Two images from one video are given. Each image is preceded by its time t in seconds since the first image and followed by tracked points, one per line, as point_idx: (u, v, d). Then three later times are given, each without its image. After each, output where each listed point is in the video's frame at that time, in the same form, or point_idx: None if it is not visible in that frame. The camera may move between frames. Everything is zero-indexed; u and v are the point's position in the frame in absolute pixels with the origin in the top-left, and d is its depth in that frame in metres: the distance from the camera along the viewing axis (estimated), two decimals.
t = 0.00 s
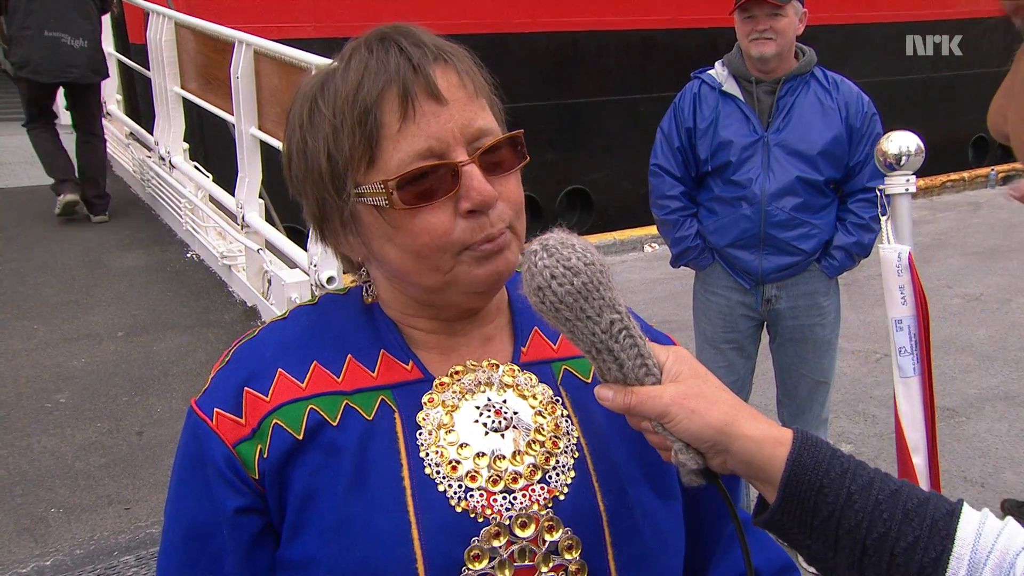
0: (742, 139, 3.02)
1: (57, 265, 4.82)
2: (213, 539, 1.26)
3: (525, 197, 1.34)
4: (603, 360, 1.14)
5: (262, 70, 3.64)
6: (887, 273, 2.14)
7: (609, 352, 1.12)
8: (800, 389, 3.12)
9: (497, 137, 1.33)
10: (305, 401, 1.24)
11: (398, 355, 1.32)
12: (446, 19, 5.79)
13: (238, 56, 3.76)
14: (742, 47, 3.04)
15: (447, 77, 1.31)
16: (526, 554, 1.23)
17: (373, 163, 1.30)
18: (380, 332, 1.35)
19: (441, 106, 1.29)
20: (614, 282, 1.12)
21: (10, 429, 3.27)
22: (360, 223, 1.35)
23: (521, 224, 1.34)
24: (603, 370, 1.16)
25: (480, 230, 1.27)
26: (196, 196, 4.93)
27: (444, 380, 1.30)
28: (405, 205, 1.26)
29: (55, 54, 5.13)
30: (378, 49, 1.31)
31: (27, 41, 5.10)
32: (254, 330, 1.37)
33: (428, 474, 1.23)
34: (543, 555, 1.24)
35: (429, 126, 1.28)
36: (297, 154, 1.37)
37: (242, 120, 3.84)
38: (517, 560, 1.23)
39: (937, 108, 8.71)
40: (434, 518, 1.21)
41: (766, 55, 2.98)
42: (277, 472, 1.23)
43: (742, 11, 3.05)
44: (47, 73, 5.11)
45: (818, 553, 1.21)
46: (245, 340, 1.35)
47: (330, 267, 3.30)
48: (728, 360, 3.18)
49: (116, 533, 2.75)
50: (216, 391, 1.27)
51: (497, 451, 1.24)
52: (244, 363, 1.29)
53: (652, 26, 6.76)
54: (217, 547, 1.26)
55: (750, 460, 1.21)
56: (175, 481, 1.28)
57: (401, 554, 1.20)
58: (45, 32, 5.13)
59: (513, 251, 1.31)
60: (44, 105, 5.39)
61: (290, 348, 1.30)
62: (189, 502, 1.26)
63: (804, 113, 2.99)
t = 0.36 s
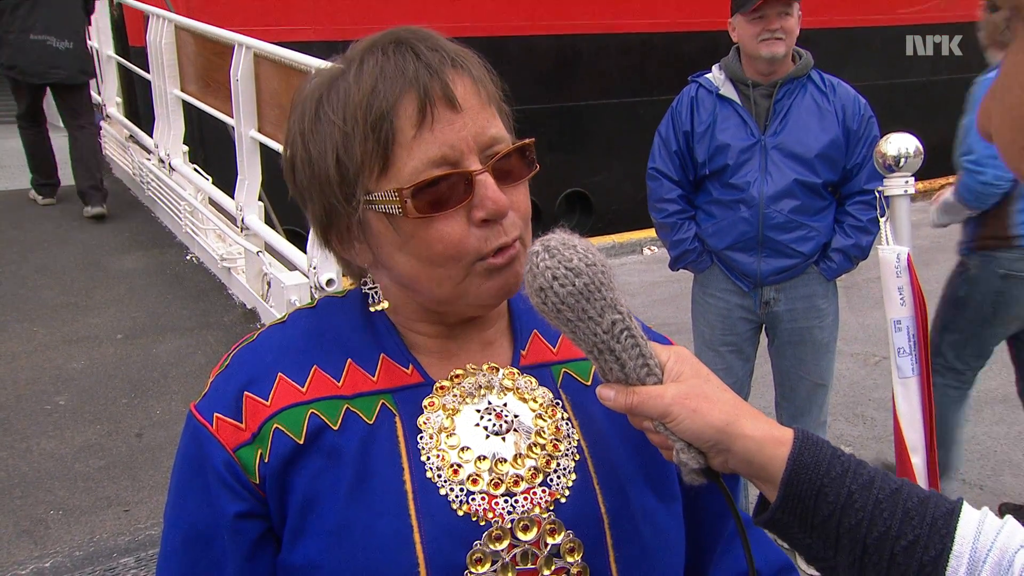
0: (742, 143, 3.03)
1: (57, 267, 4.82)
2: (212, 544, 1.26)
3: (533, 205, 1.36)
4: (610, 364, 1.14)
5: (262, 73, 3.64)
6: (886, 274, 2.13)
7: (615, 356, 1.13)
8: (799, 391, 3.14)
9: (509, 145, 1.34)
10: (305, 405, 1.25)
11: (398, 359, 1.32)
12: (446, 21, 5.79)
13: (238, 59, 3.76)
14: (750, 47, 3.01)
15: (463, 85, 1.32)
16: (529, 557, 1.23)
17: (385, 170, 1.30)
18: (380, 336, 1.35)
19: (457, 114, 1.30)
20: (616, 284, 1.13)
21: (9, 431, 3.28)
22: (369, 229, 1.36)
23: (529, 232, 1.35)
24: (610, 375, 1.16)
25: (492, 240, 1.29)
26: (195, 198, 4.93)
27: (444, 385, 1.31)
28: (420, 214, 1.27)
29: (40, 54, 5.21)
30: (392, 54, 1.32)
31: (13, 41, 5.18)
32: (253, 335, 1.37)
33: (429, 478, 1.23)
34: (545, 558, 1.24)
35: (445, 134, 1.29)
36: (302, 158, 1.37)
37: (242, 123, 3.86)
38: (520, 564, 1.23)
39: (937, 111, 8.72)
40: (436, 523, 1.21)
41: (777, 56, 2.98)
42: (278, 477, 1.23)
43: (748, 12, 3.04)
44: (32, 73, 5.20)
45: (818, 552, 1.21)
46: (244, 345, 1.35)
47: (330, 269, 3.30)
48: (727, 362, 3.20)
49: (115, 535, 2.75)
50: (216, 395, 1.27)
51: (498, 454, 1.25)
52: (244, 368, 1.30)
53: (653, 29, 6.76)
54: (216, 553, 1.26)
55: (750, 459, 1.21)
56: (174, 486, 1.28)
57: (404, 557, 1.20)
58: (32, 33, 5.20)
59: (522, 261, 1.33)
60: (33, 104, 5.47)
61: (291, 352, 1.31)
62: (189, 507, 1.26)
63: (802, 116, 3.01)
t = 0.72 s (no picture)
0: (735, 138, 3.03)
1: (50, 262, 4.81)
2: (205, 542, 1.27)
3: (523, 197, 1.37)
4: (599, 358, 1.15)
5: (256, 68, 3.63)
6: (883, 268, 2.14)
7: (605, 348, 1.14)
8: (792, 385, 3.16)
9: (499, 136, 1.35)
10: (297, 403, 1.25)
11: (390, 355, 1.32)
12: (441, 16, 5.76)
13: (232, 54, 3.75)
14: (756, 41, 3.00)
15: (453, 75, 1.32)
16: (521, 554, 1.24)
17: (375, 160, 1.31)
18: (372, 332, 1.36)
19: (447, 103, 1.30)
20: (608, 279, 1.13)
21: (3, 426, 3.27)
22: (358, 220, 1.36)
23: (518, 224, 1.36)
24: (598, 368, 1.17)
25: (482, 231, 1.29)
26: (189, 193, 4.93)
27: (436, 381, 1.31)
28: (410, 204, 1.28)
29: (22, 38, 5.57)
30: (382, 44, 1.32)
31: None
32: (245, 330, 1.38)
33: (422, 476, 1.23)
34: (537, 555, 1.25)
35: (435, 123, 1.29)
36: (289, 148, 1.37)
37: (237, 118, 3.86)
38: (511, 561, 1.24)
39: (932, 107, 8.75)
40: (429, 521, 1.22)
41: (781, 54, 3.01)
42: (270, 475, 1.24)
43: (753, 6, 3.02)
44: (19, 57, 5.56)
45: (809, 545, 1.23)
46: (236, 341, 1.35)
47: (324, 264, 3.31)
48: (721, 357, 3.21)
49: (109, 529, 2.76)
50: (207, 393, 1.27)
51: (491, 451, 1.25)
52: (235, 364, 1.30)
53: (648, 25, 6.76)
54: (209, 551, 1.27)
55: (742, 453, 1.23)
56: (166, 484, 1.28)
57: (395, 555, 1.20)
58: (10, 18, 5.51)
59: (511, 253, 1.33)
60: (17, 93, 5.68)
61: (283, 348, 1.31)
62: (181, 505, 1.27)
63: (794, 110, 3.02)
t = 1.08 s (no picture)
0: (729, 136, 3.05)
1: (44, 259, 4.81)
2: (200, 543, 1.28)
3: (513, 193, 1.38)
4: (588, 354, 1.16)
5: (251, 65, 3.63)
6: (874, 265, 2.18)
7: (595, 344, 1.15)
8: (786, 382, 3.18)
9: (488, 132, 1.36)
10: (290, 405, 1.26)
11: (383, 356, 1.33)
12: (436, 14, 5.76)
13: (227, 51, 3.74)
14: (756, 39, 3.02)
15: (443, 71, 1.34)
16: (514, 554, 1.25)
17: (365, 152, 1.32)
18: (365, 331, 1.37)
19: (436, 98, 1.32)
20: (600, 277, 1.15)
21: None
22: (349, 213, 1.37)
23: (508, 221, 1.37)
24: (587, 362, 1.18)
25: (471, 223, 1.31)
26: (184, 190, 4.93)
27: (429, 380, 1.32)
28: (400, 196, 1.30)
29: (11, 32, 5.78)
30: (371, 38, 1.34)
31: None
32: (238, 331, 1.38)
33: (415, 476, 1.25)
34: (530, 554, 1.26)
35: (424, 117, 1.31)
36: (280, 142, 1.39)
37: (232, 115, 3.89)
38: (505, 561, 1.25)
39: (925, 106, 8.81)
40: (423, 520, 1.23)
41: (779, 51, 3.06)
42: (264, 476, 1.25)
43: (753, 4, 3.03)
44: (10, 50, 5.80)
45: (798, 541, 1.25)
46: (229, 342, 1.36)
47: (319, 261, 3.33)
48: (717, 355, 3.23)
49: (104, 525, 2.76)
50: (201, 394, 1.28)
51: (484, 451, 1.26)
52: (229, 366, 1.31)
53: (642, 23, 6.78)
54: (204, 551, 1.28)
55: (732, 452, 1.24)
56: (161, 486, 1.29)
57: (390, 555, 1.22)
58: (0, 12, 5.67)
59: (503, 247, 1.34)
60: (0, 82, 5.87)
61: (276, 350, 1.32)
62: (176, 507, 1.28)
63: (787, 108, 3.04)
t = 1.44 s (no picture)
0: (729, 138, 3.06)
1: (41, 261, 4.81)
2: (201, 546, 1.29)
3: (507, 195, 1.40)
4: (584, 353, 1.18)
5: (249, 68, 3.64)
6: (872, 266, 2.18)
7: (593, 343, 1.16)
8: (782, 383, 3.20)
9: (487, 136, 1.38)
10: (289, 407, 1.27)
11: (381, 358, 1.35)
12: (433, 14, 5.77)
13: (225, 54, 3.75)
14: (762, 41, 3.05)
15: (445, 74, 1.35)
16: (513, 551, 1.26)
17: (365, 153, 1.33)
18: (363, 333, 1.38)
19: (437, 101, 1.33)
20: (598, 276, 1.17)
21: None
22: (348, 213, 1.39)
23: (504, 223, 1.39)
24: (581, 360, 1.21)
25: (468, 224, 1.33)
26: (181, 193, 4.94)
27: (426, 382, 1.34)
28: (398, 196, 1.31)
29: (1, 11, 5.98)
30: (375, 41, 1.35)
31: None
32: (236, 335, 1.40)
33: (413, 476, 1.26)
34: (529, 552, 1.27)
35: (424, 120, 1.32)
36: (283, 141, 1.41)
37: (229, 117, 3.88)
38: (504, 559, 1.26)
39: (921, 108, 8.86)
40: (421, 519, 1.24)
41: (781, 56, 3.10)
42: (263, 478, 1.26)
43: (759, 7, 3.06)
44: None
45: (793, 537, 1.26)
46: (227, 346, 1.37)
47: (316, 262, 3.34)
48: (717, 357, 3.22)
49: (102, 527, 2.77)
50: (200, 398, 1.30)
51: (481, 450, 1.28)
52: (227, 370, 1.32)
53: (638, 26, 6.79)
54: (204, 553, 1.30)
55: (727, 448, 1.26)
56: (161, 489, 1.31)
57: (390, 554, 1.23)
58: None
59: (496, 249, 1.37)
60: None
61: (274, 353, 1.33)
62: (176, 510, 1.29)
63: (785, 111, 3.08)
